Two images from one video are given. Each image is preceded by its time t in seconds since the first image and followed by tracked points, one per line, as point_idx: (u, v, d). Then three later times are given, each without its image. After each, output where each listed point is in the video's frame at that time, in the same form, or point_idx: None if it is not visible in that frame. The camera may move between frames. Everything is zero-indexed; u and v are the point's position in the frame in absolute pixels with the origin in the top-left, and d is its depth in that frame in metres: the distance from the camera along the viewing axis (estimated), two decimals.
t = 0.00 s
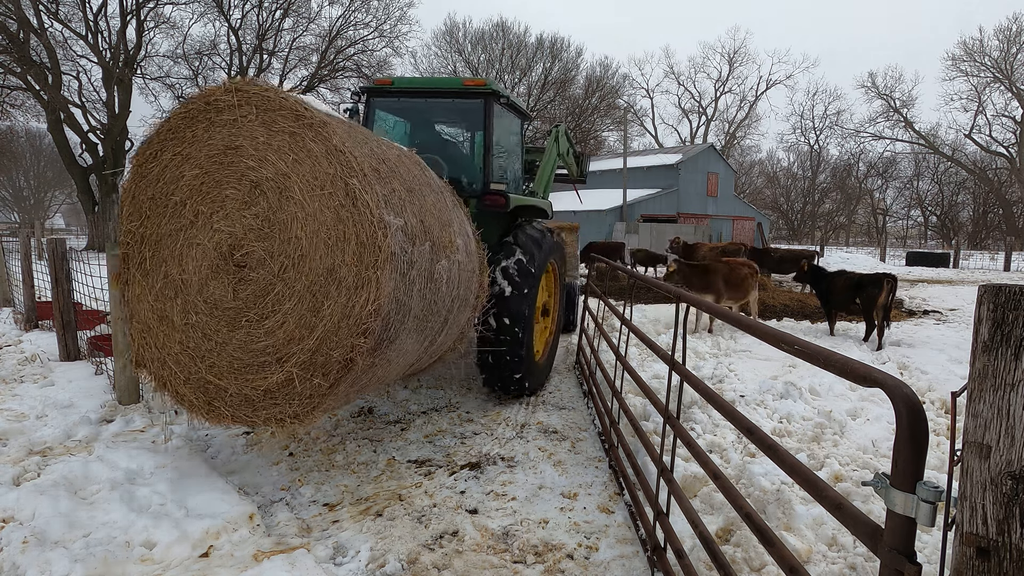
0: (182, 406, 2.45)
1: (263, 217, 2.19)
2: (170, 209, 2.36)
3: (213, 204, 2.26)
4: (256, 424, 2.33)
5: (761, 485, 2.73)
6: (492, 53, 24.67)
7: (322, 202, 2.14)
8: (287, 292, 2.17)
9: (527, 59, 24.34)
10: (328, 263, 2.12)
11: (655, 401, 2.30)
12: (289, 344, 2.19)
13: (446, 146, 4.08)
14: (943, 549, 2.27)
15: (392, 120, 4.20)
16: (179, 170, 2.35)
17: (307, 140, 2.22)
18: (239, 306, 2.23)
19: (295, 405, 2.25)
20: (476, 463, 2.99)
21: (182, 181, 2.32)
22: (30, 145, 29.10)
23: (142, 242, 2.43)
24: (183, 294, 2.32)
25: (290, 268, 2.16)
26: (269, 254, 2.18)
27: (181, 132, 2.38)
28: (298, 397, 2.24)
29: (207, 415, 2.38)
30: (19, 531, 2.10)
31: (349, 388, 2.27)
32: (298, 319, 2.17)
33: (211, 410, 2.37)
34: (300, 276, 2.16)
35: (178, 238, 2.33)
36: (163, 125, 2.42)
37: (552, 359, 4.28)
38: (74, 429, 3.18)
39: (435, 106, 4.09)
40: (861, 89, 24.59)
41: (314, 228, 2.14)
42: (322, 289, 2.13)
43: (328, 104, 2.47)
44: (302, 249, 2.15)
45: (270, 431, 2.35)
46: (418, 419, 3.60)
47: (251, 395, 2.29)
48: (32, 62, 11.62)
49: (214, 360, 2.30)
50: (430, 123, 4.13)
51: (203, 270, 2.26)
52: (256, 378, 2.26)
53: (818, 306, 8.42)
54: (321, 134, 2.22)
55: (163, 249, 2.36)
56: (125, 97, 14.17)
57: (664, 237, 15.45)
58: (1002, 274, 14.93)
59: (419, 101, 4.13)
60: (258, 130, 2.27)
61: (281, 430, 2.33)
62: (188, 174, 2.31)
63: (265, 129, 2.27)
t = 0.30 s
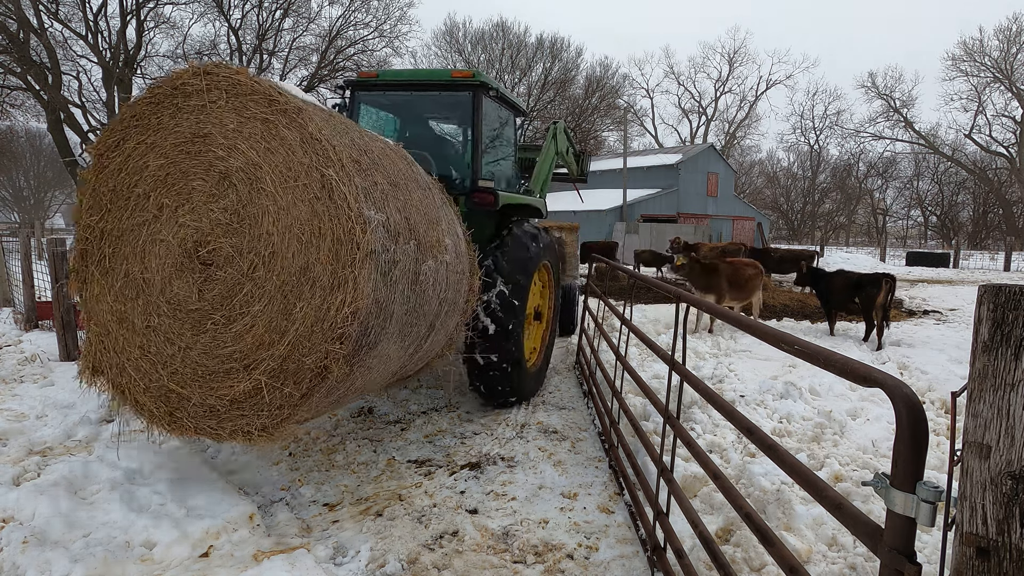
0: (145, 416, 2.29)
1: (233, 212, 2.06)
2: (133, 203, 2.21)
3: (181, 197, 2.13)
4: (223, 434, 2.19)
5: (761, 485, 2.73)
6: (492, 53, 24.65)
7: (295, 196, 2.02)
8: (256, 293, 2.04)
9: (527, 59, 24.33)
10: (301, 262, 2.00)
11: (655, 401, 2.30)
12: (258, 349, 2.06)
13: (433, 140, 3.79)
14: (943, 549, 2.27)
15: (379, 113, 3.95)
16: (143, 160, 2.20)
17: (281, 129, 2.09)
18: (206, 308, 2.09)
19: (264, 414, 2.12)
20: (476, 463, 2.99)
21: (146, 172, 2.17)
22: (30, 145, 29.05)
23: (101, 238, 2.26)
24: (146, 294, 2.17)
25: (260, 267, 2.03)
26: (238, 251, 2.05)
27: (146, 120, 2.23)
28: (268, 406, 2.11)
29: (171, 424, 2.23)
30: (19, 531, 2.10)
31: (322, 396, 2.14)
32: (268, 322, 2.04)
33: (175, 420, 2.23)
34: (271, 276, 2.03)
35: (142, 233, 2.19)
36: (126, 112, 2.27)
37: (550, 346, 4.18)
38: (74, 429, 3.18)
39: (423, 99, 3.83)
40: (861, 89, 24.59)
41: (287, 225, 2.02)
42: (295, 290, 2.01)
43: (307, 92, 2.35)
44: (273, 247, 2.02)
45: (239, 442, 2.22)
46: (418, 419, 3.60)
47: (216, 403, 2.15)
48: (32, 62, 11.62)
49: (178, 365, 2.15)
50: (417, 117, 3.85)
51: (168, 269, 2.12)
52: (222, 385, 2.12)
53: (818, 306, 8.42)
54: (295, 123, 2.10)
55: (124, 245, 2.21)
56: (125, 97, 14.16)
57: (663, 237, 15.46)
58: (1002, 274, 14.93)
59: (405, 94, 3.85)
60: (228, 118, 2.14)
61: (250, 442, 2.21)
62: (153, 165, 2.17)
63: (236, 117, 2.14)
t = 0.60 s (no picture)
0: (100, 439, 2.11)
1: (189, 217, 1.88)
2: (84, 208, 2.01)
3: (134, 201, 1.94)
4: (183, 458, 2.02)
5: (761, 485, 2.73)
6: (492, 53, 24.66)
7: (255, 200, 1.84)
8: (215, 307, 1.86)
9: (527, 59, 24.33)
10: (262, 272, 1.82)
11: (655, 401, 2.30)
12: (217, 368, 1.88)
13: (417, 135, 3.59)
14: (943, 549, 2.27)
15: (363, 110, 3.74)
16: (94, 162, 2.01)
17: (239, 126, 1.92)
18: (161, 323, 1.90)
19: (225, 437, 1.94)
20: (476, 463, 2.99)
21: (98, 176, 1.98)
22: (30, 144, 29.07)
23: (50, 246, 2.06)
24: (97, 308, 1.97)
25: (219, 278, 1.85)
26: (195, 261, 1.86)
27: (97, 118, 2.04)
28: (230, 428, 1.94)
29: (129, 446, 2.05)
30: (19, 531, 2.11)
31: (288, 416, 1.97)
32: (227, 338, 1.86)
33: (133, 442, 2.04)
34: (230, 288, 1.85)
35: (92, 241, 1.99)
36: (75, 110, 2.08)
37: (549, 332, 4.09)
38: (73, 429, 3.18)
39: (408, 94, 3.63)
40: (861, 88, 24.59)
41: (247, 231, 1.84)
42: (255, 303, 1.83)
43: (272, 86, 2.18)
44: (232, 256, 1.84)
45: (200, 467, 2.04)
46: (418, 419, 3.60)
47: (175, 425, 1.96)
48: (32, 62, 11.64)
49: (133, 385, 1.97)
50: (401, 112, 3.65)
51: (121, 280, 1.94)
52: (181, 406, 1.94)
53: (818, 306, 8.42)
54: (254, 119, 1.92)
55: (74, 254, 2.01)
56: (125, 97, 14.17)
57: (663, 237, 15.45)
58: (1002, 274, 14.92)
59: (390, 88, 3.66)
60: (183, 115, 1.95)
61: (211, 466, 2.03)
62: (105, 167, 1.98)
63: (191, 114, 1.95)
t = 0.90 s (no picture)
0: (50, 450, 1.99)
1: (139, 213, 1.79)
2: (35, 206, 1.92)
3: (86, 198, 1.85)
4: (132, 471, 1.88)
5: (761, 485, 2.73)
6: (492, 53, 24.66)
7: (206, 196, 1.75)
8: (164, 309, 1.76)
9: (526, 59, 24.32)
10: (212, 270, 1.72)
11: (655, 401, 2.30)
12: (167, 374, 1.77)
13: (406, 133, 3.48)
14: (943, 549, 2.28)
15: (350, 106, 3.64)
16: (47, 158, 1.93)
17: (189, 116, 1.83)
18: (111, 327, 1.79)
19: (176, 449, 1.82)
20: (476, 463, 2.99)
21: (50, 171, 1.89)
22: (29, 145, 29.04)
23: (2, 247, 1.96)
24: (46, 310, 1.87)
25: (168, 278, 1.75)
26: (145, 260, 1.77)
27: (51, 112, 1.96)
28: (179, 440, 1.81)
29: (76, 459, 1.92)
30: (18, 532, 2.13)
31: (242, 426, 1.85)
32: (175, 342, 1.75)
33: (82, 455, 1.91)
34: (179, 288, 1.74)
35: (43, 239, 1.89)
36: (29, 105, 2.00)
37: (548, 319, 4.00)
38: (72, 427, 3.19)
39: (394, 88, 3.50)
40: (861, 89, 24.58)
41: (197, 228, 1.74)
42: (205, 303, 1.73)
43: (234, 78, 2.10)
44: (182, 255, 1.74)
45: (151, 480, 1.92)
46: (418, 419, 3.60)
47: (125, 437, 1.83)
48: (32, 62, 11.66)
49: (82, 394, 1.84)
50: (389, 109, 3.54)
51: (70, 281, 1.83)
52: (130, 417, 1.81)
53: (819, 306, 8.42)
54: (205, 109, 1.83)
55: (26, 254, 1.92)
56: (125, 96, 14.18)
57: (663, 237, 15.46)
58: (1002, 274, 14.92)
59: (376, 83, 3.53)
60: (135, 106, 1.87)
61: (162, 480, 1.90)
62: (59, 162, 1.89)
63: (143, 106, 1.86)
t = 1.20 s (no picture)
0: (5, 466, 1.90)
1: (88, 217, 1.69)
2: None
3: (37, 203, 1.77)
4: (88, 490, 1.80)
5: (761, 485, 2.73)
6: (492, 53, 24.66)
7: (156, 199, 1.65)
8: (114, 320, 1.65)
9: (526, 59, 24.31)
10: (163, 279, 1.62)
11: (655, 401, 2.30)
12: (119, 389, 1.67)
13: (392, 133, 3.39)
14: (943, 549, 2.28)
15: (335, 105, 3.56)
16: None
17: (137, 113, 1.73)
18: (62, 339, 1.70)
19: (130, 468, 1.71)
20: (476, 463, 2.99)
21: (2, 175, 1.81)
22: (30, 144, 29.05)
23: None
24: None
25: (117, 287, 1.65)
26: (96, 267, 1.67)
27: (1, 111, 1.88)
28: (132, 458, 1.72)
29: (30, 476, 1.84)
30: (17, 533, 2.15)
31: (200, 442, 1.76)
32: (126, 356, 1.64)
33: (37, 473, 1.82)
34: (130, 299, 1.64)
35: None
36: None
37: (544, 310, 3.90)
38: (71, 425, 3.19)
39: (379, 85, 3.40)
40: (861, 89, 24.56)
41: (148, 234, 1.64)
42: (156, 315, 1.62)
43: (195, 74, 2.00)
44: (132, 263, 1.65)
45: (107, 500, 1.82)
46: (417, 419, 3.60)
47: (78, 455, 1.74)
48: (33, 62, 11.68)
49: (35, 410, 1.76)
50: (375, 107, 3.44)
51: (20, 290, 1.74)
52: (84, 435, 1.72)
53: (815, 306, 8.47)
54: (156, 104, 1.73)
55: None
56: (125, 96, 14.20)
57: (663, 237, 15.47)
58: (1002, 274, 14.92)
59: (360, 80, 3.43)
60: (85, 104, 1.77)
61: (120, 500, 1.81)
62: (12, 165, 1.81)
63: (94, 104, 1.77)
